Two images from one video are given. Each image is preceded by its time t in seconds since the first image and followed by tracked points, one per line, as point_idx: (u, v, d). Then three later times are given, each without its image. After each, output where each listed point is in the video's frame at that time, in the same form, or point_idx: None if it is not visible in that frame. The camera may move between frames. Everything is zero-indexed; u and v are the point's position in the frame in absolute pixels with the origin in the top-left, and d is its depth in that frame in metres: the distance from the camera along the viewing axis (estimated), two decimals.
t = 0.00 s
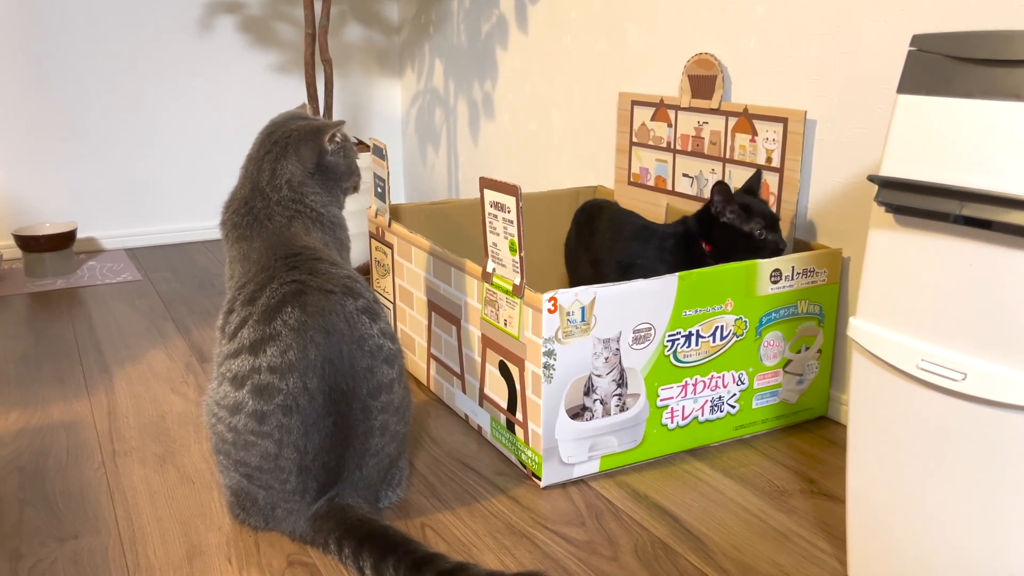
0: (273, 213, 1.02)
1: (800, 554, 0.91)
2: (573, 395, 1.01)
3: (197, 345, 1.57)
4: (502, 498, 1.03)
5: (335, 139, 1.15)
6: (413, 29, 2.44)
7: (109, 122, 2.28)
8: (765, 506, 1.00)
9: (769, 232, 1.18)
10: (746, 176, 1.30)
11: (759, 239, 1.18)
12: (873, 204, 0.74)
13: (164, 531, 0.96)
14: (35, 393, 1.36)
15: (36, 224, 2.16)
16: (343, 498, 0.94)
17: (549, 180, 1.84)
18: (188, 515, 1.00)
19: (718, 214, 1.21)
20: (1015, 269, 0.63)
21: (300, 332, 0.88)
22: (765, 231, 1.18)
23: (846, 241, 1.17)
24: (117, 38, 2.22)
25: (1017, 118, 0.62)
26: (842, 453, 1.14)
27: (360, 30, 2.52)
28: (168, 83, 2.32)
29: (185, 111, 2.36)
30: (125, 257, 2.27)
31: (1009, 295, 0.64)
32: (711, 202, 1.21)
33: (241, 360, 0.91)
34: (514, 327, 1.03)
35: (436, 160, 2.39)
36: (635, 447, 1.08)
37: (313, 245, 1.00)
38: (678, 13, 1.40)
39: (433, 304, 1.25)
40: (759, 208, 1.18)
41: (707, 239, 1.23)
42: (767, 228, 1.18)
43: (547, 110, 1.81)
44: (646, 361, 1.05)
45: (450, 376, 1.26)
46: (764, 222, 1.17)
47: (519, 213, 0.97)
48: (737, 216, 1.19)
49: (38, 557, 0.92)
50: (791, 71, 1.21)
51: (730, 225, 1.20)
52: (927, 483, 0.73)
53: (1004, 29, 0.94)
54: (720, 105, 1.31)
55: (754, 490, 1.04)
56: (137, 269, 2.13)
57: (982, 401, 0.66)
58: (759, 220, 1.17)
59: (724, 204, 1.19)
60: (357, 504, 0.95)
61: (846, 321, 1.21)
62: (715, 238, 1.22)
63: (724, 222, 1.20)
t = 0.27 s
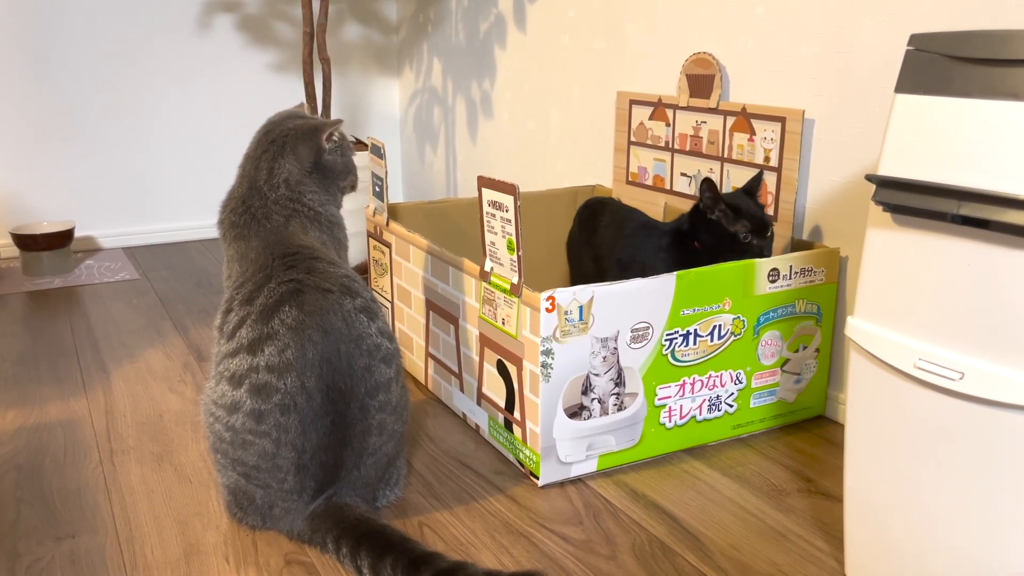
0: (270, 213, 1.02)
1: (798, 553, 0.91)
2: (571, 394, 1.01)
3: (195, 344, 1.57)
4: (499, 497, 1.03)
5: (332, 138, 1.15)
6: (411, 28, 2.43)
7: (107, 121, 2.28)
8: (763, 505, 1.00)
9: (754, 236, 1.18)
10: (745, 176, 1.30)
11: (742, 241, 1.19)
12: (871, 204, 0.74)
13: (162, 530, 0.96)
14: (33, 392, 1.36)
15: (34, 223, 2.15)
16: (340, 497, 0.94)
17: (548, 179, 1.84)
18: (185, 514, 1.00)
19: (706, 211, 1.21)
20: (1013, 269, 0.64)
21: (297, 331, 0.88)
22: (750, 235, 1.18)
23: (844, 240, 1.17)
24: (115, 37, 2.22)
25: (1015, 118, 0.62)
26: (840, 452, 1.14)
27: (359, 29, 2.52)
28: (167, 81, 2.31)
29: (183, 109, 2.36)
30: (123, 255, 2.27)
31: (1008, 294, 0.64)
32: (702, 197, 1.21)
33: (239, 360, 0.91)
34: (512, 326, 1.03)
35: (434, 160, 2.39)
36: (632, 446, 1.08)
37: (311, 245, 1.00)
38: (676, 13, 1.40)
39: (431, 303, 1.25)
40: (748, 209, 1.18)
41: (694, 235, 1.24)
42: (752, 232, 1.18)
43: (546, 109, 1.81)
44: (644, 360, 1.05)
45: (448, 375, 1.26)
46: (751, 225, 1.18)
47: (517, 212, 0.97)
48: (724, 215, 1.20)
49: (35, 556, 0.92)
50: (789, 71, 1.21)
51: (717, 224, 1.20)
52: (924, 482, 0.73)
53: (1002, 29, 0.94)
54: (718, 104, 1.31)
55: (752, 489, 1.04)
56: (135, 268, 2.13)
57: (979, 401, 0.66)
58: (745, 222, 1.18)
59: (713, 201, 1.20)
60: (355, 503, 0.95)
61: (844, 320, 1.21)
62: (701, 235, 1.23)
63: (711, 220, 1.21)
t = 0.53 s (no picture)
0: (268, 211, 1.02)
1: (797, 552, 0.91)
2: (570, 393, 1.01)
3: (193, 343, 1.57)
4: (498, 496, 1.03)
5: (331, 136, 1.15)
6: (410, 27, 2.43)
7: (106, 119, 2.27)
8: (762, 504, 1.00)
9: (736, 236, 1.18)
10: (743, 175, 1.30)
11: (725, 240, 1.20)
12: (870, 203, 0.74)
13: (160, 529, 0.96)
14: (31, 391, 1.35)
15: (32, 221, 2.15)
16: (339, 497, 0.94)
17: (546, 178, 1.84)
18: (184, 513, 1.00)
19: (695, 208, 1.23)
20: (1013, 268, 0.63)
21: (296, 330, 0.88)
22: (732, 235, 1.19)
23: (843, 239, 1.17)
24: (114, 35, 2.22)
25: (1014, 116, 0.62)
26: (839, 451, 1.14)
27: (357, 28, 2.52)
28: (165, 80, 2.31)
29: (182, 108, 2.35)
30: (122, 254, 2.26)
31: (1007, 293, 0.64)
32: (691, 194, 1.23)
33: (238, 358, 0.90)
34: (511, 325, 1.03)
35: (433, 158, 2.39)
36: (631, 445, 1.08)
37: (309, 244, 1.00)
38: (675, 12, 1.40)
39: (430, 302, 1.25)
40: (731, 208, 1.18)
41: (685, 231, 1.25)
42: (734, 232, 1.18)
43: (544, 108, 1.81)
44: (643, 359, 1.05)
45: (447, 374, 1.25)
46: (733, 225, 1.18)
47: (516, 210, 0.97)
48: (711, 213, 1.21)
49: (33, 555, 0.92)
50: (788, 70, 1.21)
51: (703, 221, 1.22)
52: (924, 481, 0.73)
53: (1001, 28, 0.94)
54: (717, 103, 1.31)
55: (751, 488, 1.04)
56: (133, 267, 2.13)
57: (979, 400, 0.66)
58: (727, 222, 1.18)
59: (700, 199, 1.21)
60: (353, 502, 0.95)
61: (843, 319, 1.21)
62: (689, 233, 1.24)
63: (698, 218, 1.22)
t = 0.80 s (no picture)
0: (267, 209, 1.02)
1: (796, 550, 0.91)
2: (569, 391, 1.01)
3: (192, 341, 1.56)
4: (497, 494, 1.03)
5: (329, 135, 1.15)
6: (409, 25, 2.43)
7: (104, 118, 2.27)
8: (761, 503, 1.00)
9: (719, 233, 1.20)
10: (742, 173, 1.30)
11: (708, 237, 1.21)
12: (869, 201, 0.74)
13: (158, 527, 0.96)
14: (29, 390, 1.35)
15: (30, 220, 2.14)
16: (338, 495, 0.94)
17: (545, 176, 1.83)
18: (182, 512, 0.99)
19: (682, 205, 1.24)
20: (1012, 265, 0.63)
21: (294, 328, 0.88)
22: (715, 232, 1.20)
23: (842, 237, 1.17)
24: (112, 33, 2.21)
25: (1015, 114, 0.62)
26: (838, 450, 1.14)
27: (356, 26, 2.51)
28: (164, 78, 2.31)
29: (180, 106, 2.35)
30: (120, 252, 2.26)
31: (1007, 290, 0.64)
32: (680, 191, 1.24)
33: (236, 356, 0.90)
34: (510, 322, 1.03)
35: (432, 157, 2.39)
36: (631, 443, 1.08)
37: (308, 242, 1.00)
38: (674, 10, 1.40)
39: (429, 300, 1.25)
40: (716, 205, 1.20)
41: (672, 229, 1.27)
42: (717, 229, 1.20)
43: (543, 106, 1.80)
44: (642, 357, 1.05)
45: (446, 372, 1.25)
46: (717, 222, 1.20)
47: (515, 207, 0.97)
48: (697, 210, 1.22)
49: (31, 554, 0.92)
50: (787, 68, 1.21)
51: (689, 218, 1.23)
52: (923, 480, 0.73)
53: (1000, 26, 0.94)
54: (716, 101, 1.31)
55: (750, 487, 1.04)
56: (131, 265, 2.12)
57: (979, 398, 0.66)
58: (711, 218, 1.20)
59: (687, 196, 1.23)
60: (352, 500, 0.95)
61: (842, 317, 1.21)
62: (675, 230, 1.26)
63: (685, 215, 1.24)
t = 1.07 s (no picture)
0: (265, 209, 1.02)
1: (795, 549, 0.91)
2: (568, 389, 1.01)
3: (190, 340, 1.56)
4: (496, 493, 1.03)
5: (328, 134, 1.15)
6: (408, 24, 2.43)
7: (103, 117, 2.27)
8: (761, 502, 1.00)
9: (702, 234, 1.20)
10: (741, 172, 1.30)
11: (691, 238, 1.21)
12: (869, 199, 0.74)
13: (157, 526, 0.96)
14: (28, 389, 1.35)
15: (28, 219, 2.14)
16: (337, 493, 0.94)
17: (545, 175, 1.83)
18: (181, 510, 0.99)
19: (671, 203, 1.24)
20: (1011, 264, 0.63)
21: (293, 327, 0.88)
22: (698, 233, 1.20)
23: (841, 236, 1.17)
24: (110, 32, 2.21)
25: (1014, 113, 0.62)
26: (837, 448, 1.14)
27: (355, 25, 2.51)
28: (162, 77, 2.30)
29: (179, 105, 2.35)
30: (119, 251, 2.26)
31: (1007, 289, 0.64)
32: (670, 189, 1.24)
33: (235, 355, 0.90)
34: (510, 321, 1.03)
35: (431, 156, 2.39)
36: (630, 442, 1.08)
37: (306, 241, 1.00)
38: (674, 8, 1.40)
39: (428, 299, 1.25)
40: (700, 206, 1.19)
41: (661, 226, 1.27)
42: (699, 230, 1.20)
43: (543, 105, 1.80)
44: (641, 355, 1.05)
45: (445, 371, 1.25)
46: (700, 223, 1.20)
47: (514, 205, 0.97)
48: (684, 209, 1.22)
49: (30, 553, 0.91)
50: (786, 67, 1.21)
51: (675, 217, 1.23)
52: (923, 479, 0.73)
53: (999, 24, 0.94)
54: (715, 100, 1.31)
55: (749, 485, 1.04)
56: (130, 264, 2.12)
57: (978, 397, 0.66)
58: (695, 219, 1.20)
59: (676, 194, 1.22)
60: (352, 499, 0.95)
61: (841, 316, 1.21)
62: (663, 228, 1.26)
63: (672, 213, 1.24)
